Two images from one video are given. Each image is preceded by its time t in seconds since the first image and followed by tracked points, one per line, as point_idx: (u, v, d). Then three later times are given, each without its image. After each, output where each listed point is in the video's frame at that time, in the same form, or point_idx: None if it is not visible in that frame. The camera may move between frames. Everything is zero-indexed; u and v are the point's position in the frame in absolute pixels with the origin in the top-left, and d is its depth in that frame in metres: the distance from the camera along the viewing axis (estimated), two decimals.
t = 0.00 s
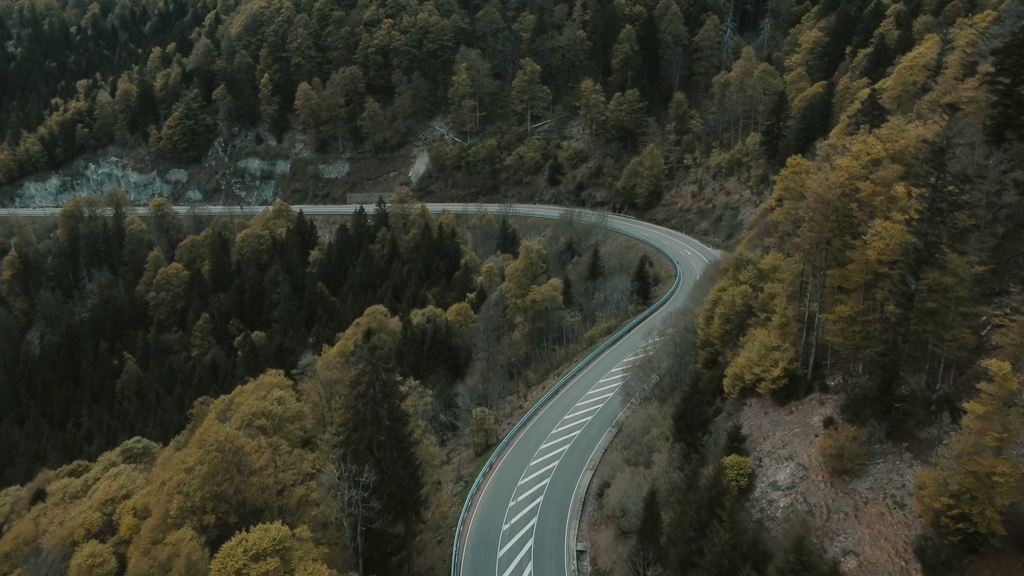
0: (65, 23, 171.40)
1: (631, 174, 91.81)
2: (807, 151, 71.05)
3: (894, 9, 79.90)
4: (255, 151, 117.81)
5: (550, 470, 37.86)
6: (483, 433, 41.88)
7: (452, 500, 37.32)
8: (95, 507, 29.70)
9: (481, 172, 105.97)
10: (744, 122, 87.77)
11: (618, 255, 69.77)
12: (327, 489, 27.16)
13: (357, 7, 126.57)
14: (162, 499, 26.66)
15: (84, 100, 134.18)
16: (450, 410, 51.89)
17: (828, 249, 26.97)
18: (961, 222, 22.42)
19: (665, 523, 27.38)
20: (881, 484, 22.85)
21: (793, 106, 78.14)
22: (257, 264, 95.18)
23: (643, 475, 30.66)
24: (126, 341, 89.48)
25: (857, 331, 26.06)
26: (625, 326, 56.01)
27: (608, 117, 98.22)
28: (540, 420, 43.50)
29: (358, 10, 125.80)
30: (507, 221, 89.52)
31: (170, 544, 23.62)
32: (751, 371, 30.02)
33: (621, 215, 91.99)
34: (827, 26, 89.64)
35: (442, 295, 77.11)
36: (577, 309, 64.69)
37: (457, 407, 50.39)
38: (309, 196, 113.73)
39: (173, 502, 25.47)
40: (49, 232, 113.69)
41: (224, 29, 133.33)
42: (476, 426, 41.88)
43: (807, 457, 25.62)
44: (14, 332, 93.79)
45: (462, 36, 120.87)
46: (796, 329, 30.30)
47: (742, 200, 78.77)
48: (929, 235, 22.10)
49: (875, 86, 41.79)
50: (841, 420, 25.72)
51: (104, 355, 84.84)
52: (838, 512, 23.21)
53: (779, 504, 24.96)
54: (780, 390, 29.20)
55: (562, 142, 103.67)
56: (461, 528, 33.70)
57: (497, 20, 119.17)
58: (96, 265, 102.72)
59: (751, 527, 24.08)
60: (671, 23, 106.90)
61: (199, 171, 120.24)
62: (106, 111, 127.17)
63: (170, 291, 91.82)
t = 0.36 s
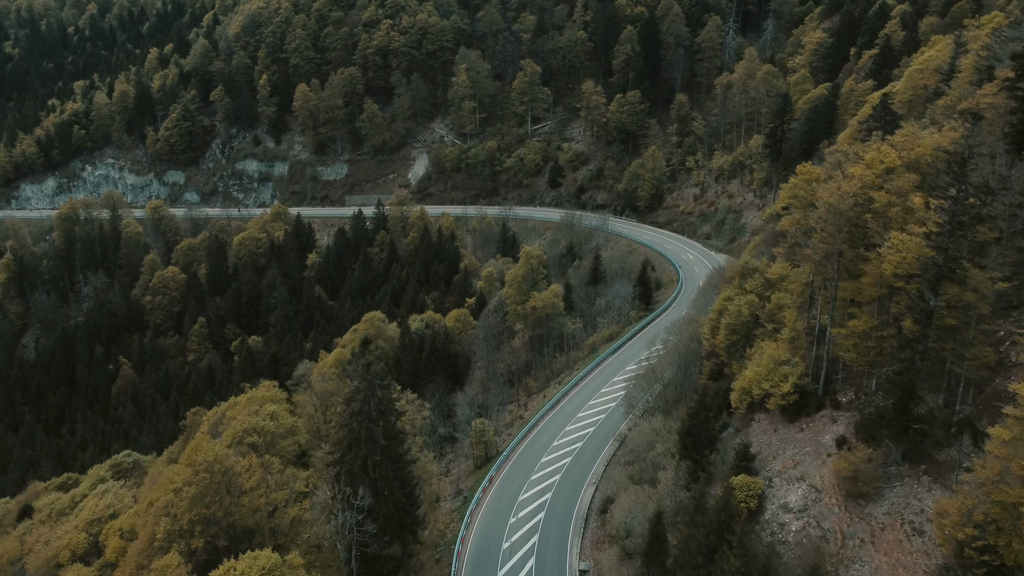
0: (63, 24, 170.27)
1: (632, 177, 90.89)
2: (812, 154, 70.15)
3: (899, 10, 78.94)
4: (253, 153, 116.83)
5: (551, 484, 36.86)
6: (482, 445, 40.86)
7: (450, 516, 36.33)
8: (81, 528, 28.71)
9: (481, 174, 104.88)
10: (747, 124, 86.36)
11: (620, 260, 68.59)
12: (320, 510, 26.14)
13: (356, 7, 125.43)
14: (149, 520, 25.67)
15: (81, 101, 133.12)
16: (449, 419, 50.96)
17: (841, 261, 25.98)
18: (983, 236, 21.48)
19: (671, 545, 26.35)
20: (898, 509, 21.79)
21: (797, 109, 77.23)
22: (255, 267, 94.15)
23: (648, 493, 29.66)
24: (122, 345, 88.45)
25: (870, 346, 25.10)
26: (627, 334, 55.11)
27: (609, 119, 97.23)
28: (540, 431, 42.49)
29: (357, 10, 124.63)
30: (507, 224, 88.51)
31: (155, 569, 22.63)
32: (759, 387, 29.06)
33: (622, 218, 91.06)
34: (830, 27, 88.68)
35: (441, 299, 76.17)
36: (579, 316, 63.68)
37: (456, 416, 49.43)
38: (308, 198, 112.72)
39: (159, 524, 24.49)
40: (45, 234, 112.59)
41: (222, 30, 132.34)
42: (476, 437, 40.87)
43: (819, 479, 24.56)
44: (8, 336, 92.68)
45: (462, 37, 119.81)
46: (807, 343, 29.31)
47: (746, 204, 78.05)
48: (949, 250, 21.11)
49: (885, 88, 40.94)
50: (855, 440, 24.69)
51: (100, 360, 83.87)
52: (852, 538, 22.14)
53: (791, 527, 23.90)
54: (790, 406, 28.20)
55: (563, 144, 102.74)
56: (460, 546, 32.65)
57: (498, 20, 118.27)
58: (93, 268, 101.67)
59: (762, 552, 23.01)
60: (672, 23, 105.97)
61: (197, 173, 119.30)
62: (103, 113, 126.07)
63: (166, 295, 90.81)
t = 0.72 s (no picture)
0: (61, 24, 169.36)
1: (634, 180, 89.84)
2: (816, 157, 69.26)
3: (905, 10, 78.00)
4: (251, 155, 115.89)
5: (553, 500, 35.85)
6: (482, 458, 39.80)
7: (449, 533, 35.29)
8: (65, 549, 27.76)
9: (481, 176, 103.86)
10: (749, 127, 85.95)
11: (622, 264, 67.31)
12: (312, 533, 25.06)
13: (355, 8, 124.39)
14: (133, 545, 24.67)
15: (78, 103, 132.17)
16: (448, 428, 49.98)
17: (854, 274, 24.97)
18: (1006, 252, 20.62)
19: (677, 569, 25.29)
20: (917, 537, 20.71)
21: (801, 111, 76.33)
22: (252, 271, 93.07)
23: (653, 513, 28.61)
24: (118, 350, 87.46)
25: (886, 363, 24.08)
26: (629, 341, 54.22)
27: (610, 121, 96.37)
28: (541, 443, 41.44)
29: (356, 11, 123.61)
30: (507, 226, 87.49)
31: None
32: (768, 403, 28.08)
33: (623, 221, 90.10)
34: (834, 27, 87.71)
35: (440, 304, 75.23)
36: (580, 322, 62.67)
37: (456, 427, 48.41)
38: (306, 200, 111.72)
39: (143, 550, 23.48)
40: (42, 237, 111.50)
41: (220, 31, 131.38)
42: (475, 451, 39.81)
43: (833, 502, 23.49)
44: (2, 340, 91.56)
45: (461, 38, 118.85)
46: (818, 357, 28.29)
47: (749, 207, 77.26)
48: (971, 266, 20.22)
49: (895, 92, 40.16)
50: (870, 461, 23.64)
51: (95, 365, 82.86)
52: (869, 566, 21.05)
53: (805, 554, 22.79)
54: (801, 423, 27.18)
55: (564, 146, 101.76)
56: (459, 565, 31.59)
57: (498, 21, 117.31)
58: (89, 271, 100.67)
59: None
60: (674, 24, 104.97)
61: (194, 175, 118.38)
62: (100, 114, 125.10)
63: (163, 299, 89.81)
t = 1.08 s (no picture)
0: (58, 25, 168.14)
1: (635, 182, 88.83)
2: (821, 160, 68.39)
3: (910, 11, 77.09)
4: (249, 157, 114.88)
5: (555, 516, 34.88)
6: (482, 472, 38.83)
7: (447, 551, 34.29)
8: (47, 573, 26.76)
9: (480, 179, 102.98)
10: (753, 129, 85.60)
11: (624, 269, 66.19)
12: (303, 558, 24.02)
13: (354, 8, 123.33)
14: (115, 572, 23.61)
15: (74, 104, 131.05)
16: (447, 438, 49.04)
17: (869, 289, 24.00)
18: None
19: None
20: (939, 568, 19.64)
21: (805, 113, 75.39)
22: (250, 274, 92.04)
23: (658, 534, 27.62)
24: (113, 355, 86.43)
25: (903, 382, 23.07)
26: (632, 349, 53.31)
27: (611, 123, 95.46)
28: (543, 456, 40.45)
29: (354, 12, 122.59)
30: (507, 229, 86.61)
31: None
32: (778, 421, 27.10)
33: (624, 224, 89.18)
34: (838, 28, 86.71)
35: (440, 308, 74.33)
36: (581, 328, 61.78)
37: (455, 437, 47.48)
38: (304, 202, 110.78)
39: None
40: (37, 239, 110.40)
41: (218, 31, 130.32)
42: (474, 464, 38.87)
43: (848, 527, 22.43)
44: None
45: (461, 38, 117.84)
46: (830, 373, 27.31)
47: (752, 210, 76.47)
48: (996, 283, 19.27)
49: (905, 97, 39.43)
50: (887, 484, 22.64)
51: (90, 370, 81.82)
52: None
53: None
54: (813, 441, 26.19)
55: (564, 148, 100.71)
56: None
57: (498, 21, 116.31)
58: (84, 274, 99.64)
59: None
60: (676, 25, 103.92)
61: (192, 176, 117.37)
62: (96, 115, 124.08)
63: (159, 303, 88.82)
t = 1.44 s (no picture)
0: (55, 26, 166.97)
1: (636, 185, 87.81)
2: (825, 163, 67.45)
3: (915, 12, 76.08)
4: (246, 158, 113.85)
5: (557, 533, 33.86)
6: (481, 487, 37.81)
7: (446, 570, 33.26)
8: None
9: (480, 181, 101.99)
10: (756, 130, 84.56)
11: (626, 274, 64.97)
12: None
13: (352, 9, 122.23)
14: None
15: (71, 105, 129.99)
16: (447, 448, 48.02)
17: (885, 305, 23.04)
18: None
19: None
20: None
21: (809, 115, 74.42)
22: (247, 278, 90.98)
23: (665, 559, 26.60)
24: (108, 359, 85.37)
25: (921, 403, 22.07)
26: (635, 356, 52.36)
27: (612, 125, 94.49)
28: (544, 469, 39.46)
29: (352, 12, 121.52)
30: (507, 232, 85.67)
31: None
32: (789, 440, 26.09)
33: (625, 227, 88.26)
34: (842, 29, 85.68)
35: (439, 313, 73.40)
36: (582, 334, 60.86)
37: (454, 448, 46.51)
38: (302, 205, 109.80)
39: None
40: (33, 242, 109.20)
41: (215, 32, 129.22)
42: (474, 478, 37.81)
43: (865, 555, 21.39)
44: None
45: (460, 39, 116.84)
46: (843, 389, 26.33)
47: (755, 213, 75.66)
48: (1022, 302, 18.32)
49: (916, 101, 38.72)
50: (906, 510, 21.64)
51: (85, 375, 80.75)
52: None
53: None
54: (826, 462, 25.16)
55: (565, 150, 99.68)
56: None
57: (498, 22, 115.37)
58: (80, 277, 98.51)
59: None
60: (678, 25, 102.89)
61: (189, 178, 116.34)
62: (92, 117, 123.02)
63: (155, 307, 87.78)
